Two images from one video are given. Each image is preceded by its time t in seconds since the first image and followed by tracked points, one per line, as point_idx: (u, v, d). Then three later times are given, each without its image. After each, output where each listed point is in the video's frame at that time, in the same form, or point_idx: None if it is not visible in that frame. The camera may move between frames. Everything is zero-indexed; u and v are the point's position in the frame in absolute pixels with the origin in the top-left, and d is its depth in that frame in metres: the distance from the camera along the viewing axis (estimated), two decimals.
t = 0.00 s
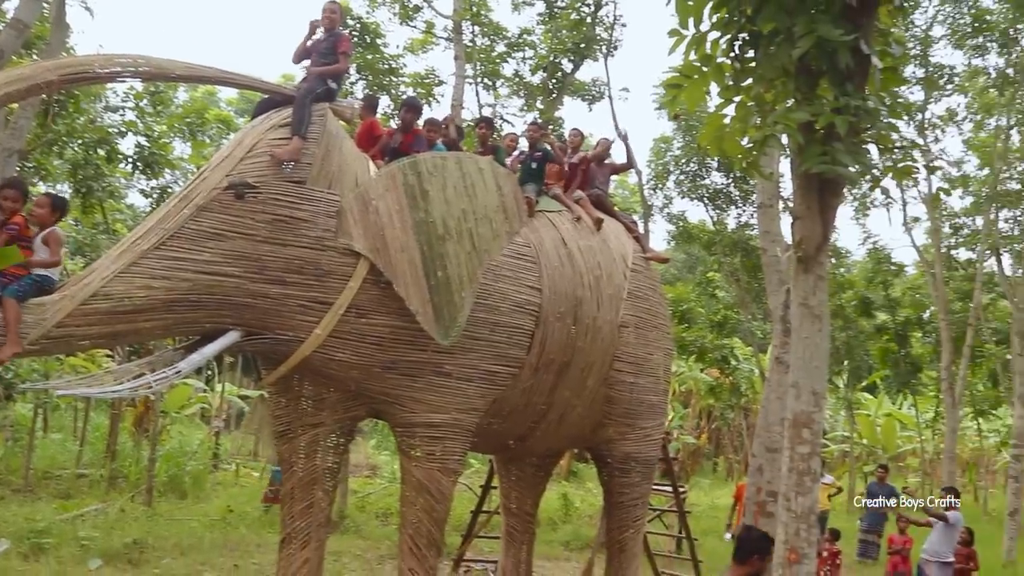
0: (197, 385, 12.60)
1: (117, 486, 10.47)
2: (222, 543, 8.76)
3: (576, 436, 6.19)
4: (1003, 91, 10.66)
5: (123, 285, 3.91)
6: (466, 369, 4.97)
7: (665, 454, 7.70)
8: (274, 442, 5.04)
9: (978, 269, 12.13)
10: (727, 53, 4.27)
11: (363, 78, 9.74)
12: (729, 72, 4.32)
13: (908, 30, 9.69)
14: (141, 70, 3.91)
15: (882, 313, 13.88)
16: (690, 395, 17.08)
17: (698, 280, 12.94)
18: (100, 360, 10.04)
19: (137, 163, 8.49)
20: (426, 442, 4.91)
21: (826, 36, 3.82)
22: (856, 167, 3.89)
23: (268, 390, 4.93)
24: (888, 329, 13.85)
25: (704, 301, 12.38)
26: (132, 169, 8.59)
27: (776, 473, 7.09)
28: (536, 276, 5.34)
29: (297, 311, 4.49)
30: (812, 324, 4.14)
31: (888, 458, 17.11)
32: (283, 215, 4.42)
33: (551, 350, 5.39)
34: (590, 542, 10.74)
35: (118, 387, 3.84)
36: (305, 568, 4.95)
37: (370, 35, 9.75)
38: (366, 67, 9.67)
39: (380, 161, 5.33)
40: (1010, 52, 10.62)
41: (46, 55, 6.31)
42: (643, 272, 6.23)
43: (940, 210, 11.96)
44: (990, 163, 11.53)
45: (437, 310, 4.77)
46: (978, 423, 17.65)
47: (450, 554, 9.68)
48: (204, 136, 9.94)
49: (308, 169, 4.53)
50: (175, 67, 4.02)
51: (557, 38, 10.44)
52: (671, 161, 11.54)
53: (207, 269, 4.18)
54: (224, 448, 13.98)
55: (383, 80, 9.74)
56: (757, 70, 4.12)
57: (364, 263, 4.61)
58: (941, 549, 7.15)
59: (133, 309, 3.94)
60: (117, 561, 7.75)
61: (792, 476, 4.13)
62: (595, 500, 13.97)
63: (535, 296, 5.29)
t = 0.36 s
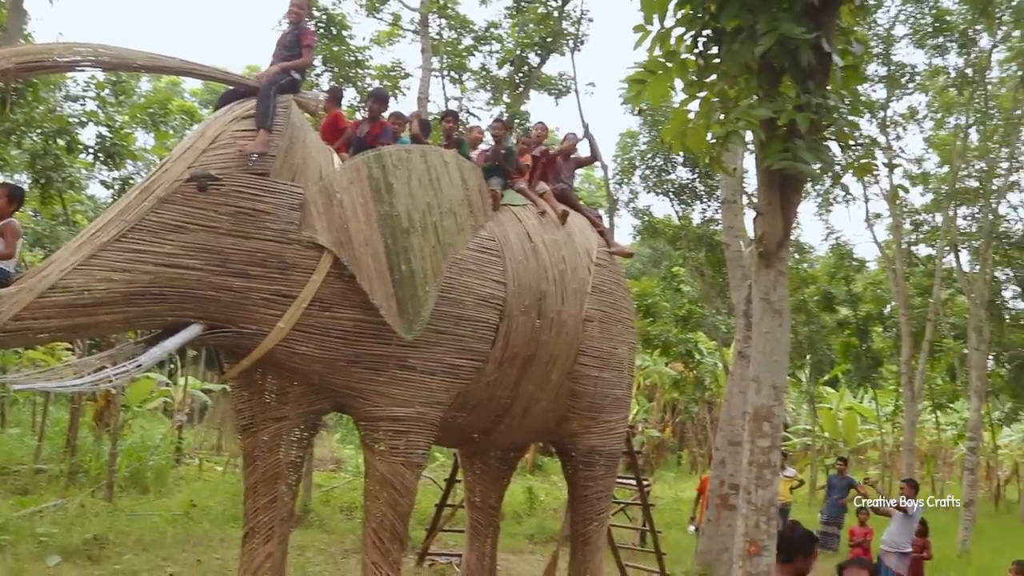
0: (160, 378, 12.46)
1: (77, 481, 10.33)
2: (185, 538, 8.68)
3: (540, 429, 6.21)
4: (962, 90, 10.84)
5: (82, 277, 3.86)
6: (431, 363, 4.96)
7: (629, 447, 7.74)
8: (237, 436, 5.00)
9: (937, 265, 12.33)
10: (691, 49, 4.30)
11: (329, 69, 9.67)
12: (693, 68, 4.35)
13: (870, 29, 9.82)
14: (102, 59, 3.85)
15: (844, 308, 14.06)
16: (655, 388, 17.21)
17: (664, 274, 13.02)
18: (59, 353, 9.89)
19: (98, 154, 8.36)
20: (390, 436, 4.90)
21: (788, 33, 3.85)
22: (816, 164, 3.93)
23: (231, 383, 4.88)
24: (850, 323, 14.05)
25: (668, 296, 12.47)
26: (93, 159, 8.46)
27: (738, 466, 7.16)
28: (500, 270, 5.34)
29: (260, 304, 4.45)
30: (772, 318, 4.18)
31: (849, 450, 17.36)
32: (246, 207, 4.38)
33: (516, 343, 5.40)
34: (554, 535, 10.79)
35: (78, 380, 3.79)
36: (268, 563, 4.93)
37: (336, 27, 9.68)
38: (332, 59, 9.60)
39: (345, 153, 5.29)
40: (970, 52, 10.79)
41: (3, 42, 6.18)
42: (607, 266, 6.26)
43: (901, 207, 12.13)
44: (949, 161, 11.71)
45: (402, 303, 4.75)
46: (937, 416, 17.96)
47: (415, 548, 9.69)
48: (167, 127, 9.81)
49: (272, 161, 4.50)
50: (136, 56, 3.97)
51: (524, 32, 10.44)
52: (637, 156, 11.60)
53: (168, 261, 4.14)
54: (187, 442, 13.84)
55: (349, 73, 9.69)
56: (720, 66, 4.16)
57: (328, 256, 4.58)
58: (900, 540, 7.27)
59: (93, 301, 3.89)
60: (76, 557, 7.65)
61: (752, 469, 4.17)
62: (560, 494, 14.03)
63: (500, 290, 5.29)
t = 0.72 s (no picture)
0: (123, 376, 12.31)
1: (38, 481, 10.18)
2: (149, 538, 8.59)
3: (507, 426, 6.22)
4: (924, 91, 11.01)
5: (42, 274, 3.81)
6: (397, 360, 4.95)
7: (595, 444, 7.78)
8: (201, 434, 4.96)
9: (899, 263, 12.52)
10: (655, 48, 4.33)
11: (295, 65, 9.61)
12: (657, 67, 4.38)
13: (834, 30, 9.94)
14: (63, 53, 3.79)
15: (808, 306, 14.23)
16: (622, 385, 17.30)
17: (631, 271, 13.09)
18: (19, 351, 9.74)
19: (59, 149, 8.24)
20: (355, 434, 4.89)
21: (750, 34, 3.89)
22: (778, 163, 3.97)
23: (195, 381, 4.84)
24: (814, 320, 14.24)
25: (635, 293, 12.54)
26: (54, 154, 8.34)
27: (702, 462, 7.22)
28: (466, 268, 5.35)
29: (224, 301, 4.42)
30: (735, 316, 4.23)
31: (814, 446, 17.58)
32: (210, 204, 4.34)
33: (482, 341, 5.41)
34: (521, 532, 10.82)
35: (38, 379, 3.74)
36: (233, 562, 4.89)
37: (302, 23, 9.62)
38: (298, 55, 9.53)
39: (312, 149, 5.27)
40: (931, 54, 10.97)
41: None
42: (573, 263, 6.29)
43: (864, 205, 12.30)
44: (911, 160, 11.89)
45: (368, 301, 4.74)
46: (899, 412, 18.24)
47: (382, 546, 9.67)
48: (130, 122, 9.69)
49: (236, 158, 4.46)
50: (98, 51, 3.92)
51: (491, 29, 10.45)
52: (604, 154, 11.65)
53: (131, 258, 4.10)
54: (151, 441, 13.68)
55: (315, 69, 9.64)
56: (684, 66, 4.20)
57: (293, 253, 4.56)
58: (862, 534, 7.37)
59: (54, 299, 3.84)
60: (37, 559, 7.54)
61: (715, 465, 4.21)
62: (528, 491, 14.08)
63: (466, 287, 5.30)
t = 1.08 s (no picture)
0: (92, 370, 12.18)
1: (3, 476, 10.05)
2: (117, 533, 8.52)
3: (478, 422, 6.24)
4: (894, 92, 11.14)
5: (10, 266, 3.76)
6: (369, 356, 4.95)
7: (567, 438, 7.82)
8: (171, 429, 4.92)
9: (869, 262, 12.66)
10: (628, 46, 4.35)
11: (268, 58, 9.55)
12: (630, 65, 4.40)
13: (807, 30, 10.04)
14: (31, 42, 3.74)
15: (779, 303, 14.37)
16: (594, 381, 17.37)
17: (603, 267, 13.14)
18: None
19: (27, 139, 8.14)
20: (327, 429, 4.88)
21: (722, 33, 3.93)
22: (749, 161, 4.00)
23: (165, 375, 4.81)
24: (785, 318, 14.39)
25: (607, 290, 12.59)
26: (21, 145, 8.23)
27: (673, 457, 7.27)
28: (439, 263, 5.35)
29: (195, 295, 4.38)
30: (705, 313, 4.26)
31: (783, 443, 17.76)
32: (182, 197, 4.31)
33: (455, 336, 5.42)
34: (493, 528, 10.85)
35: (5, 372, 3.69)
36: (202, 558, 4.87)
37: (276, 15, 9.56)
38: (271, 47, 9.47)
39: (284, 143, 5.24)
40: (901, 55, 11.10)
41: None
42: (546, 259, 6.31)
43: (835, 204, 12.43)
44: (881, 160, 12.03)
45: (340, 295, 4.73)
46: (867, 409, 18.48)
47: (354, 541, 9.67)
48: (100, 113, 9.58)
49: (208, 151, 4.43)
50: (68, 40, 3.88)
51: (466, 24, 10.45)
52: (577, 150, 11.68)
53: (101, 250, 4.06)
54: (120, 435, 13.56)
55: (288, 62, 9.59)
56: (657, 63, 4.22)
57: (265, 247, 4.53)
58: (830, 529, 7.46)
59: (22, 291, 3.80)
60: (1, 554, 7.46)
61: (684, 460, 4.24)
62: (499, 486, 14.11)
63: (438, 283, 5.30)
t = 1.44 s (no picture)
0: (61, 358, 12.05)
1: None
2: (87, 523, 8.45)
3: (452, 411, 6.24)
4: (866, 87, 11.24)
5: None
6: (343, 345, 4.94)
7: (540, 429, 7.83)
8: (142, 418, 4.89)
9: (841, 256, 12.78)
10: (604, 37, 4.36)
11: (242, 45, 9.46)
12: (606, 56, 4.41)
13: (782, 25, 10.11)
14: None
15: (752, 296, 14.48)
16: (567, 372, 17.42)
17: (578, 259, 13.17)
18: None
19: None
20: (300, 418, 4.86)
21: (698, 26, 3.94)
22: (722, 153, 4.02)
23: (136, 363, 4.77)
24: (757, 311, 14.51)
25: (581, 281, 12.61)
26: None
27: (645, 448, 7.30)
28: (413, 252, 5.34)
29: (167, 283, 4.35)
30: (678, 304, 4.28)
31: (755, 434, 17.92)
32: (154, 184, 4.28)
33: (429, 326, 5.42)
34: (465, 518, 10.87)
35: None
36: (173, 548, 4.84)
37: (250, 2, 9.47)
38: (245, 35, 9.38)
39: (258, 131, 5.21)
40: (874, 51, 11.20)
41: None
42: (520, 250, 6.32)
43: (808, 198, 12.53)
44: (853, 155, 12.14)
45: (314, 284, 4.70)
46: (838, 401, 18.68)
47: (327, 531, 9.67)
48: (70, 98, 9.46)
49: (181, 138, 4.39)
50: (37, 23, 3.82)
51: (442, 14, 10.41)
52: (552, 141, 11.69)
53: (70, 237, 4.02)
54: (89, 424, 13.43)
55: (263, 49, 9.51)
56: (632, 54, 4.23)
57: (238, 236, 4.51)
58: (800, 520, 7.56)
59: None
60: None
61: (657, 451, 4.26)
62: (472, 476, 14.13)
63: (413, 272, 5.29)
